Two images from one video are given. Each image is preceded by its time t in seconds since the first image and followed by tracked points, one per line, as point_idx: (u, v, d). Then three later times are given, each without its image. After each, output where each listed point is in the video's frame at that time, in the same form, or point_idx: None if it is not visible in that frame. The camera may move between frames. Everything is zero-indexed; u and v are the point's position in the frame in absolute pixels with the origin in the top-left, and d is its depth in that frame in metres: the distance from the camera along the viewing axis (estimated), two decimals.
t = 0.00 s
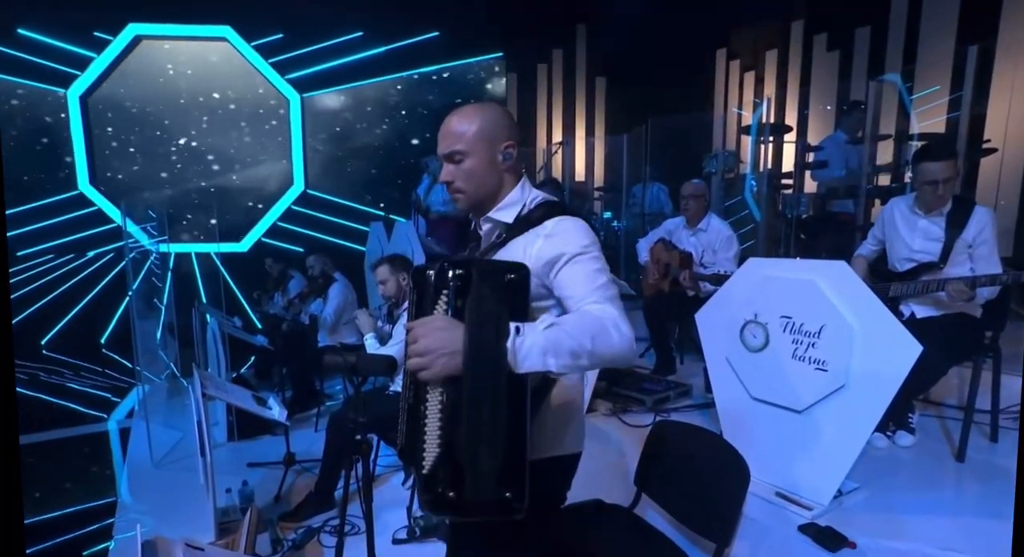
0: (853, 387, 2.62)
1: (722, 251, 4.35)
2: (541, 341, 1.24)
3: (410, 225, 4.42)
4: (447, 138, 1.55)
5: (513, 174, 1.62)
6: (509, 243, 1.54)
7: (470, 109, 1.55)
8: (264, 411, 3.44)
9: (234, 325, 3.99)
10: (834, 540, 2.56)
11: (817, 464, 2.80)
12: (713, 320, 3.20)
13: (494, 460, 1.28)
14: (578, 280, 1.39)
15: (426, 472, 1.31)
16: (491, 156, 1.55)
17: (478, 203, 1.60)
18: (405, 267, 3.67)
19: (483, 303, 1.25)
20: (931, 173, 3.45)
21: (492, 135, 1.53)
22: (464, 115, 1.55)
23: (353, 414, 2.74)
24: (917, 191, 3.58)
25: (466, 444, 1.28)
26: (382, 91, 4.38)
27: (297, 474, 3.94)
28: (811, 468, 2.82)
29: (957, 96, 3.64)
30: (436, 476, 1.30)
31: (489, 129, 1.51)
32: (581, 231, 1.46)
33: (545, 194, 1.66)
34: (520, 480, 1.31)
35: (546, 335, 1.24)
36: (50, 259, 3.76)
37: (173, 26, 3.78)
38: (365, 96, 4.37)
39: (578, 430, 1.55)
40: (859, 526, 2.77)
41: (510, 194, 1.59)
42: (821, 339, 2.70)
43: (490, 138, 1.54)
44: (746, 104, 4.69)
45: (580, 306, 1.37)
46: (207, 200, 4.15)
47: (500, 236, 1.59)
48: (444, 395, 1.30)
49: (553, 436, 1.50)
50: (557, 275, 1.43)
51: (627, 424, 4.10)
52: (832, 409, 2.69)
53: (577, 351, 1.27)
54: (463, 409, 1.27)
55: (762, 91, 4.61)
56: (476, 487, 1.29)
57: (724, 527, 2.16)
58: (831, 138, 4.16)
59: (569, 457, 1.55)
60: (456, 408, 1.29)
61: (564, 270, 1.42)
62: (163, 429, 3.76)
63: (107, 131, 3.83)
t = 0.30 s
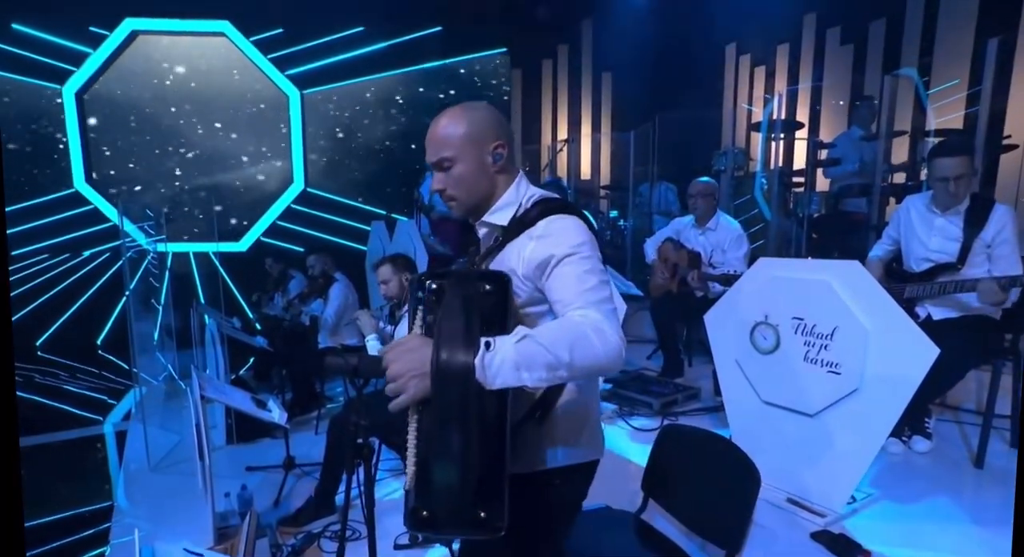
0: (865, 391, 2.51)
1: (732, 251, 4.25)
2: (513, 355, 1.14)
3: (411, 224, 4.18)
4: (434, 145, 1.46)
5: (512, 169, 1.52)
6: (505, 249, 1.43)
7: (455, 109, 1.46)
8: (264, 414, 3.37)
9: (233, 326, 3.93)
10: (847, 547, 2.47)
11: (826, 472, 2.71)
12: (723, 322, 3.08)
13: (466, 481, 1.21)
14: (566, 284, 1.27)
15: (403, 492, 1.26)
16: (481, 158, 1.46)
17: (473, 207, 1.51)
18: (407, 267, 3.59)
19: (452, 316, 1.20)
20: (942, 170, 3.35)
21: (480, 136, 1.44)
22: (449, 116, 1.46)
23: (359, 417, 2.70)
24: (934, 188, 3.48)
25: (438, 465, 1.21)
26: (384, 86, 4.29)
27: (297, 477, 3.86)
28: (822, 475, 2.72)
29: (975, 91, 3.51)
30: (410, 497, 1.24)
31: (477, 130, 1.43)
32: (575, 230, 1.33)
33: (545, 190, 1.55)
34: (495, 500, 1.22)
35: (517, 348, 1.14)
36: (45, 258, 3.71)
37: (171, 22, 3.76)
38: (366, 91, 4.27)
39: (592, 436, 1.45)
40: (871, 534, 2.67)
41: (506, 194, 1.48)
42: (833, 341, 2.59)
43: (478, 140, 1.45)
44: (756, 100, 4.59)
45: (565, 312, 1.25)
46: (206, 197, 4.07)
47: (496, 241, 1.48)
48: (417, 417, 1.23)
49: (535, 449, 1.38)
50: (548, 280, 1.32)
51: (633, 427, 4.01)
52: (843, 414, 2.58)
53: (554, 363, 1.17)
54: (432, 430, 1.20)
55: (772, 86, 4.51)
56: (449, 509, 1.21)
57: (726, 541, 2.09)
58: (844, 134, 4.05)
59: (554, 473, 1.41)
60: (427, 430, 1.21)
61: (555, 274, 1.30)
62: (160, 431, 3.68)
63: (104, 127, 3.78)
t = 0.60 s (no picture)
0: (886, 396, 2.38)
1: (746, 250, 4.14)
2: (518, 373, 1.09)
3: (416, 222, 4.03)
4: (420, 148, 1.37)
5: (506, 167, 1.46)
6: (502, 248, 1.35)
7: (440, 107, 1.38)
8: (267, 418, 3.29)
9: (234, 327, 3.85)
10: None
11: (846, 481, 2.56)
12: (736, 325, 2.95)
13: (482, 501, 1.16)
14: (565, 288, 1.18)
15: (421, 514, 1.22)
16: (469, 158, 1.37)
17: (466, 210, 1.42)
18: (413, 267, 3.49)
19: (453, 340, 1.13)
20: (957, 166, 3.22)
21: (466, 136, 1.36)
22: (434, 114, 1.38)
23: (362, 420, 2.62)
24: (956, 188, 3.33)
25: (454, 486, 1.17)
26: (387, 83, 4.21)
27: (299, 482, 3.76)
28: (841, 485, 2.57)
29: (1003, 83, 3.38)
30: (429, 519, 1.20)
31: (463, 128, 1.34)
32: (573, 229, 1.24)
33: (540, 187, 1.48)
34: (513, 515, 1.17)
35: (522, 366, 1.09)
36: (43, 258, 3.69)
37: (169, 15, 3.68)
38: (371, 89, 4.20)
39: (605, 435, 1.36)
40: (895, 544, 2.53)
41: (499, 194, 1.41)
42: (852, 344, 2.47)
43: (464, 140, 1.37)
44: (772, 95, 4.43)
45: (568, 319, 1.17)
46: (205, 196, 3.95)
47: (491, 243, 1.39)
48: (428, 441, 1.18)
49: (547, 452, 1.28)
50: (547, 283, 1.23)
51: (644, 432, 3.90)
52: (862, 419, 2.45)
53: (561, 378, 1.10)
54: (445, 448, 1.15)
55: (787, 80, 4.41)
56: (468, 530, 1.17)
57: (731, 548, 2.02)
58: (864, 129, 3.91)
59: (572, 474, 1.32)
60: (440, 452, 1.17)
61: (554, 275, 1.22)
62: (159, 435, 3.58)
63: (105, 122, 3.70)
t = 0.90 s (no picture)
0: (902, 400, 2.28)
1: (756, 249, 4.04)
2: (550, 376, 1.07)
3: (419, 223, 4.00)
4: (412, 155, 1.34)
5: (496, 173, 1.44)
6: (502, 249, 1.40)
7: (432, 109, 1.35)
8: (263, 419, 3.24)
9: (232, 328, 3.77)
10: None
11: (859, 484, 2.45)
12: (746, 328, 2.84)
13: (518, 511, 1.10)
14: (575, 286, 1.20)
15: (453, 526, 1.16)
16: (464, 164, 1.35)
17: (461, 218, 1.40)
18: (413, 267, 3.42)
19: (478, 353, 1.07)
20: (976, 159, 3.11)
21: (459, 145, 1.33)
22: (426, 116, 1.35)
23: (363, 424, 2.54)
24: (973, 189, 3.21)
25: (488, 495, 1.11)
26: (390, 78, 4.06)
27: (298, 487, 3.68)
28: (855, 488, 2.46)
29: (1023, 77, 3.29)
30: (463, 531, 1.14)
31: (456, 136, 1.31)
32: (576, 228, 1.27)
33: (533, 189, 1.48)
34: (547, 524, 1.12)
35: (552, 366, 1.08)
36: (35, 259, 3.57)
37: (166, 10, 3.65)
38: (372, 82, 4.06)
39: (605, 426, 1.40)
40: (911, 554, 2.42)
41: (495, 197, 1.41)
42: (866, 346, 2.37)
43: (458, 149, 1.34)
44: (783, 90, 4.41)
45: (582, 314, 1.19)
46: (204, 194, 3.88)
47: (489, 245, 1.41)
48: (460, 454, 1.13)
49: (561, 451, 1.30)
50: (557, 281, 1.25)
51: (651, 436, 3.80)
52: (876, 423, 2.34)
53: (590, 375, 1.10)
54: (477, 462, 1.09)
55: (799, 75, 4.33)
56: (504, 541, 1.11)
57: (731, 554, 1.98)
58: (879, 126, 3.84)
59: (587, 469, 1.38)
60: (472, 465, 1.11)
61: (563, 273, 1.24)
62: (156, 438, 3.58)
63: (101, 120, 3.64)
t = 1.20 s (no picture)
0: (922, 405, 2.16)
1: (768, 249, 3.93)
2: (591, 361, 1.29)
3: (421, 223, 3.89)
4: (418, 155, 1.48)
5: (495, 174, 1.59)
6: (503, 243, 1.57)
7: (438, 112, 1.48)
8: (263, 423, 3.17)
9: (231, 330, 3.68)
10: None
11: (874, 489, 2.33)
12: (758, 333, 2.72)
13: (561, 492, 1.28)
14: (592, 276, 1.40)
15: (495, 522, 1.29)
16: (466, 169, 1.51)
17: (457, 216, 1.55)
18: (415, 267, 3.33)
19: (526, 348, 1.24)
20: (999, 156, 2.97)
21: (463, 149, 1.49)
22: (432, 119, 1.49)
23: (367, 427, 2.48)
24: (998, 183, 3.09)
25: (534, 482, 1.27)
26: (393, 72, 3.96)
27: (299, 492, 3.59)
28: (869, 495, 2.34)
29: None
30: (508, 525, 1.28)
31: (460, 143, 1.47)
32: (582, 221, 1.47)
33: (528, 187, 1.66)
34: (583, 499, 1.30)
35: (593, 353, 1.29)
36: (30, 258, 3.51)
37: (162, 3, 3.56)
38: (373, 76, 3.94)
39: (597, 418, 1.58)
40: None
41: (495, 195, 1.58)
42: (884, 349, 2.26)
43: (463, 153, 1.49)
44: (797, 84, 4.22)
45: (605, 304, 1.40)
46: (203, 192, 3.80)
47: (491, 241, 1.58)
48: (504, 450, 1.27)
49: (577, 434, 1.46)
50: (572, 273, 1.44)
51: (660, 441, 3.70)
52: (895, 429, 2.22)
53: (624, 357, 1.34)
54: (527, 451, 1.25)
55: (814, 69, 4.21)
56: (553, 523, 1.28)
57: None
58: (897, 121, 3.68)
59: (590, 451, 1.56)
60: (518, 453, 1.27)
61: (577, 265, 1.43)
62: (152, 441, 3.50)
63: (98, 119, 3.55)
